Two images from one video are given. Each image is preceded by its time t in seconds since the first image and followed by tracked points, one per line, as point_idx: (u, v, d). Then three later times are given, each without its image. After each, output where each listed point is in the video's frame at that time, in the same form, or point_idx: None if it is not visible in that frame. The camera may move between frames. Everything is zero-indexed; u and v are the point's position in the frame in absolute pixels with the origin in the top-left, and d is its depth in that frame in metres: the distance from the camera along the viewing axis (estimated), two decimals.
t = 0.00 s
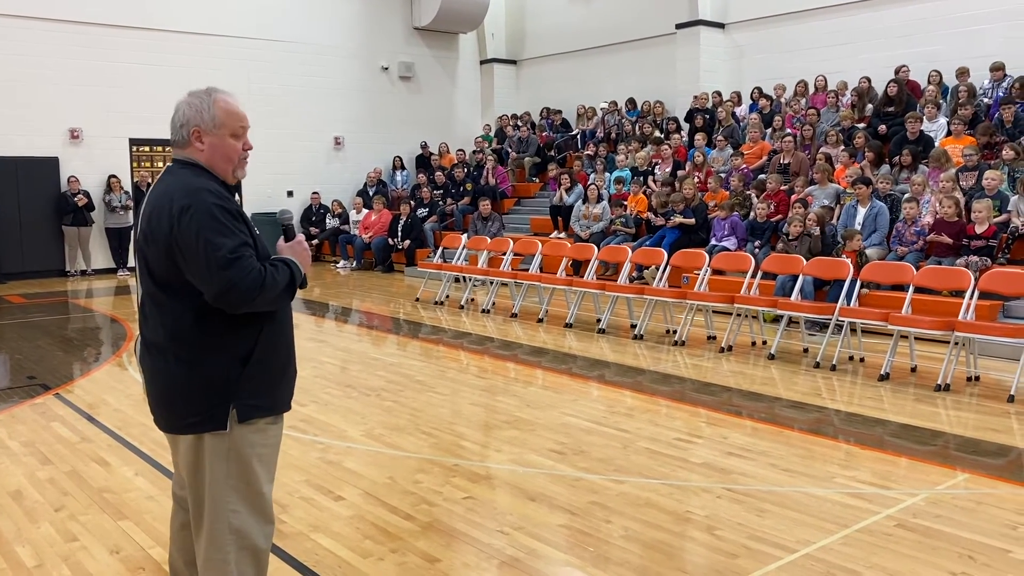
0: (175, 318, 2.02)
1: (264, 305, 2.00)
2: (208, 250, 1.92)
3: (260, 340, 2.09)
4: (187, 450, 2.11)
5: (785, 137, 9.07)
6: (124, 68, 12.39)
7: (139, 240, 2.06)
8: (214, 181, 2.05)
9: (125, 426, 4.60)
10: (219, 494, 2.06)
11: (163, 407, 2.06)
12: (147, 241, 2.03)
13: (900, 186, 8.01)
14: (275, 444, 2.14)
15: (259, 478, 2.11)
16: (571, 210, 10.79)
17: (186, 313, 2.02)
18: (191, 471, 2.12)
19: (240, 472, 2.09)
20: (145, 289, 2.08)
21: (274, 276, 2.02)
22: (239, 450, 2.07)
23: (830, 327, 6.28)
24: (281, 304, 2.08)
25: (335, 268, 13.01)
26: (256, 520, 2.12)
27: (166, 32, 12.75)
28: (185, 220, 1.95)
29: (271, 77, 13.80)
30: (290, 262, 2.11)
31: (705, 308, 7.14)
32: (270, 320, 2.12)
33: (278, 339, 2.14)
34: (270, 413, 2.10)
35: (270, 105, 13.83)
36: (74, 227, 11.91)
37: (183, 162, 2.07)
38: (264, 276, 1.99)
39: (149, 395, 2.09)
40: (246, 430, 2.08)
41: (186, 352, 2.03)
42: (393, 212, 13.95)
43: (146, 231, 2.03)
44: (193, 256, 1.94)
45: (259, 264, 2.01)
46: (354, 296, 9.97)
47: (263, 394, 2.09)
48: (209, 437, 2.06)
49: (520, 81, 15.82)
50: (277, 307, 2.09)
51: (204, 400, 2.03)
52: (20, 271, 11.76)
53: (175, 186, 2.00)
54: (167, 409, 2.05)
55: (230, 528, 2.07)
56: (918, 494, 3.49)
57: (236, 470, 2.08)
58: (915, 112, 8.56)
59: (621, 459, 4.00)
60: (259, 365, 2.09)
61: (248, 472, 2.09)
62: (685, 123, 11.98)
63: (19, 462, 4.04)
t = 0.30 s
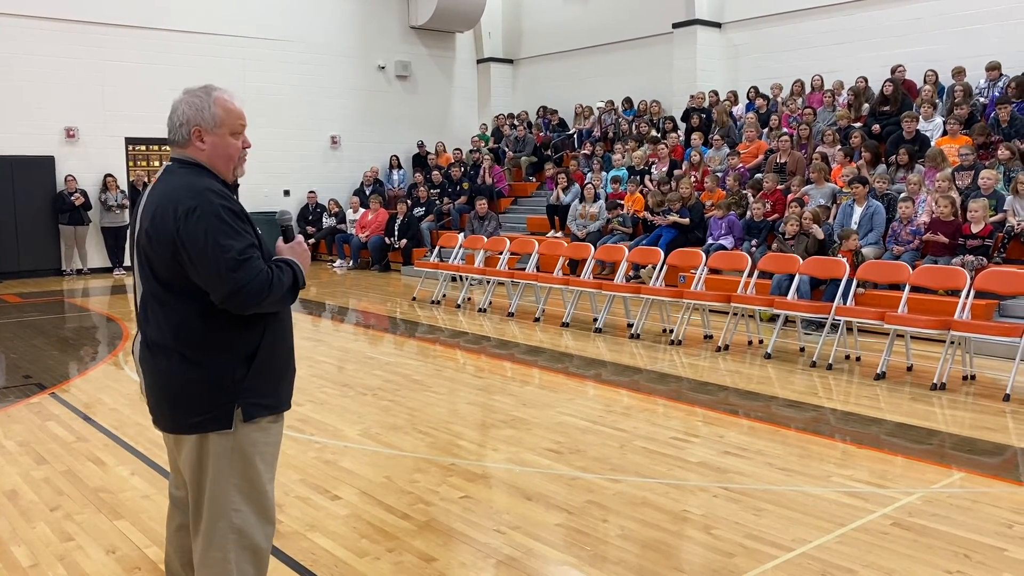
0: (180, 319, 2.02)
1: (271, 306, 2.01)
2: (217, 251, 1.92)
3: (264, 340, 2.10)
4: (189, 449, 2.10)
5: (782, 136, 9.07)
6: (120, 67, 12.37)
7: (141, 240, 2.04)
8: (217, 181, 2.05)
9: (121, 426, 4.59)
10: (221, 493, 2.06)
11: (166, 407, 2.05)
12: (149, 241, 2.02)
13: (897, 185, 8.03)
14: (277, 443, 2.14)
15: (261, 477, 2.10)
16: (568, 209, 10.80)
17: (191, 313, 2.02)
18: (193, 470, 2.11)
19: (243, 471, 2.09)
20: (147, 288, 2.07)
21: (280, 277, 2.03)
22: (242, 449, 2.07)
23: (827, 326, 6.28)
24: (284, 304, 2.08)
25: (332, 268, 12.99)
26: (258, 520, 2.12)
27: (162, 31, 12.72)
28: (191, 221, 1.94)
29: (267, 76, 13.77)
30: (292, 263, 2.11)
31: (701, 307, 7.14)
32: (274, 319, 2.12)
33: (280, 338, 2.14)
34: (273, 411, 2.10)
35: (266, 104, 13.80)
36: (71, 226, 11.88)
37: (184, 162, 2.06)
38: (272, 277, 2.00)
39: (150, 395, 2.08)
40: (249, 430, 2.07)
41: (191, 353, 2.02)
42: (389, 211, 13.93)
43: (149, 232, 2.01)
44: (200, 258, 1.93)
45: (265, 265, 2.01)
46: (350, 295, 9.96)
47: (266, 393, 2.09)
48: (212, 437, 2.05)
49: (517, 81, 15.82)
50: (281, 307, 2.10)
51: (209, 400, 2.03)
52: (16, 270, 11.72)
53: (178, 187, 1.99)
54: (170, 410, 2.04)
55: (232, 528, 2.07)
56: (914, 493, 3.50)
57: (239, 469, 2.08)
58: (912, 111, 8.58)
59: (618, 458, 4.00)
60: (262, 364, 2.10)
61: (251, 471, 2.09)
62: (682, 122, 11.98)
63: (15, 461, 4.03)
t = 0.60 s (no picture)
0: (183, 319, 2.01)
1: (273, 306, 2.01)
2: (220, 252, 1.92)
3: (266, 340, 2.10)
4: (193, 449, 2.09)
5: (779, 136, 9.07)
6: (116, 66, 12.34)
7: (143, 240, 2.04)
8: (216, 181, 2.05)
9: (117, 425, 4.58)
10: (226, 492, 2.06)
11: (169, 407, 2.04)
12: (151, 242, 2.01)
13: (894, 185, 8.04)
14: (281, 442, 2.14)
15: (265, 476, 2.10)
16: (565, 209, 10.81)
17: (194, 314, 2.01)
18: (197, 469, 2.10)
19: (248, 470, 2.08)
20: (149, 289, 2.06)
21: (282, 278, 2.03)
22: (247, 449, 2.07)
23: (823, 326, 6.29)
24: (286, 304, 2.08)
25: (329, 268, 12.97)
26: (262, 519, 2.12)
27: (159, 30, 12.70)
28: (194, 222, 1.94)
29: (264, 75, 13.75)
30: (293, 263, 2.11)
31: (699, 306, 7.14)
32: (276, 319, 2.12)
33: (282, 338, 2.15)
34: (276, 409, 2.11)
35: (262, 104, 13.78)
36: (67, 225, 11.87)
37: (181, 163, 2.06)
38: (274, 278, 2.00)
39: (153, 395, 2.07)
40: (254, 429, 2.07)
41: (194, 353, 2.02)
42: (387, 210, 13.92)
43: (150, 232, 2.01)
44: (203, 259, 1.93)
45: (267, 265, 2.01)
46: (347, 295, 9.95)
47: (269, 392, 2.10)
48: (217, 436, 2.05)
49: (514, 81, 15.82)
50: (283, 308, 2.10)
51: (213, 400, 2.02)
52: (12, 270, 11.70)
53: (180, 188, 1.99)
54: (173, 410, 2.03)
55: (236, 527, 2.07)
56: (911, 493, 3.51)
57: (244, 469, 2.08)
58: (909, 111, 8.58)
59: (615, 458, 4.00)
60: (265, 364, 2.10)
61: (255, 470, 2.09)
62: (679, 122, 11.98)
63: (11, 461, 4.02)
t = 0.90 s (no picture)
0: (182, 319, 2.01)
1: (273, 305, 2.01)
2: (220, 251, 1.92)
3: (265, 339, 2.10)
4: (191, 449, 2.09)
5: (777, 136, 9.08)
6: (112, 66, 12.32)
7: (140, 241, 2.04)
8: (214, 181, 2.05)
9: (115, 425, 4.58)
10: (224, 492, 2.06)
11: (168, 407, 2.04)
12: (149, 242, 2.00)
13: (891, 185, 8.05)
14: (278, 442, 2.14)
15: (263, 476, 2.10)
16: (563, 209, 10.83)
17: (193, 313, 2.01)
18: (195, 469, 2.10)
19: (246, 469, 2.08)
20: (147, 289, 2.06)
21: (281, 277, 2.03)
22: (245, 448, 2.07)
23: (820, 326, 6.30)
24: (285, 303, 2.08)
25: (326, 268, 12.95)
26: (260, 518, 2.12)
27: (156, 30, 12.68)
28: (192, 222, 1.94)
29: (261, 75, 13.74)
30: (291, 261, 2.11)
31: (696, 306, 7.14)
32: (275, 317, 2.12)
33: (280, 337, 2.15)
34: (275, 408, 2.11)
35: (260, 104, 13.77)
36: (64, 225, 11.85)
37: (177, 162, 2.06)
38: (273, 277, 2.00)
39: (152, 396, 2.07)
40: (252, 428, 2.08)
41: (193, 352, 2.02)
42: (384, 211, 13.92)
43: (148, 233, 2.00)
44: (202, 259, 1.93)
45: (266, 264, 2.01)
46: (345, 295, 9.94)
47: (268, 390, 2.10)
48: (215, 436, 2.05)
49: (512, 81, 15.82)
50: (282, 306, 2.10)
51: (212, 400, 2.02)
52: (9, 270, 11.67)
53: (177, 188, 1.99)
54: (173, 410, 2.03)
55: (234, 526, 2.07)
56: (908, 493, 3.51)
57: (243, 468, 2.08)
58: (906, 112, 8.59)
59: (613, 458, 4.01)
60: (264, 363, 2.11)
61: (254, 469, 2.09)
62: (677, 122, 11.99)
63: (8, 461, 4.01)
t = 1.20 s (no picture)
0: (180, 319, 2.01)
1: (269, 305, 2.01)
2: (216, 252, 1.92)
3: (262, 339, 2.10)
4: (188, 448, 2.09)
5: (774, 136, 9.09)
6: (110, 66, 12.30)
7: (137, 241, 2.03)
8: (210, 181, 2.05)
9: (113, 425, 4.57)
10: (221, 492, 2.06)
11: (166, 407, 2.03)
12: (146, 242, 2.00)
13: (888, 185, 8.07)
14: (275, 442, 2.14)
15: (259, 476, 2.10)
16: (561, 209, 10.83)
17: (190, 314, 2.01)
18: (192, 469, 2.10)
19: (243, 469, 2.08)
20: (144, 289, 2.06)
21: (276, 278, 2.03)
22: (242, 449, 2.07)
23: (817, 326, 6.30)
24: (282, 303, 2.08)
25: (324, 267, 12.95)
26: (257, 518, 2.12)
27: (153, 29, 12.66)
28: (189, 222, 1.94)
29: (259, 75, 13.73)
30: (284, 263, 2.11)
31: (694, 306, 7.14)
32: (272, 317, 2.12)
33: (277, 337, 2.15)
34: (272, 409, 2.12)
35: (258, 104, 13.76)
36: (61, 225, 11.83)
37: (173, 162, 2.06)
38: (270, 277, 2.00)
39: (149, 396, 2.07)
40: (249, 428, 2.08)
41: (191, 353, 2.01)
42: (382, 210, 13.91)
43: (145, 233, 2.00)
44: (199, 259, 1.92)
45: (262, 265, 2.01)
46: (343, 295, 9.93)
47: (265, 391, 2.10)
48: (211, 436, 2.05)
49: (510, 81, 15.82)
50: (279, 306, 2.10)
51: (209, 400, 2.02)
52: (6, 270, 11.65)
53: (174, 187, 1.99)
54: (170, 410, 2.03)
55: (230, 525, 2.07)
56: (905, 492, 3.52)
57: (239, 468, 2.08)
58: (903, 112, 8.61)
59: (610, 457, 4.01)
60: (261, 363, 2.11)
61: (250, 469, 2.09)
62: (674, 123, 11.99)
63: (6, 461, 4.01)
